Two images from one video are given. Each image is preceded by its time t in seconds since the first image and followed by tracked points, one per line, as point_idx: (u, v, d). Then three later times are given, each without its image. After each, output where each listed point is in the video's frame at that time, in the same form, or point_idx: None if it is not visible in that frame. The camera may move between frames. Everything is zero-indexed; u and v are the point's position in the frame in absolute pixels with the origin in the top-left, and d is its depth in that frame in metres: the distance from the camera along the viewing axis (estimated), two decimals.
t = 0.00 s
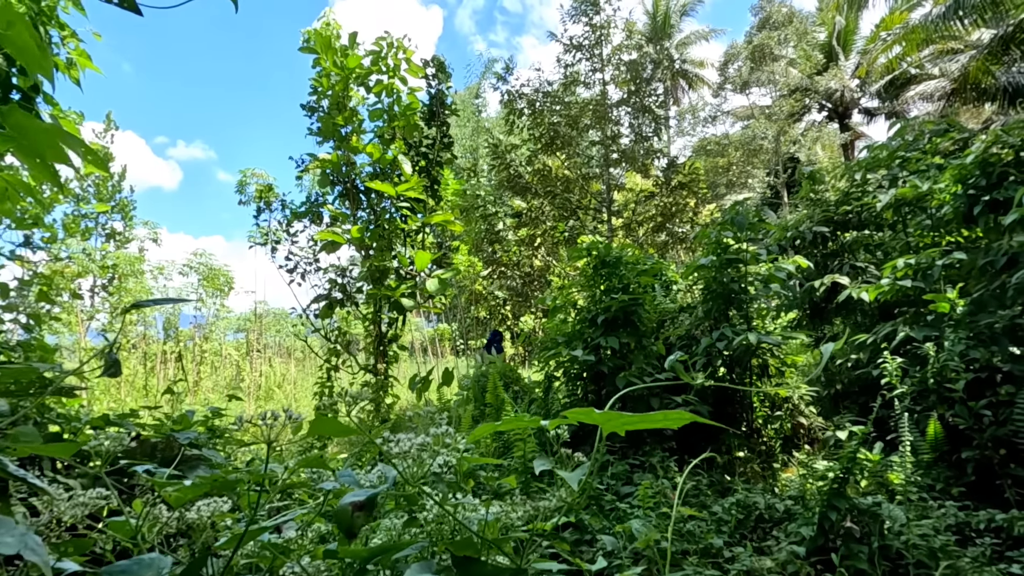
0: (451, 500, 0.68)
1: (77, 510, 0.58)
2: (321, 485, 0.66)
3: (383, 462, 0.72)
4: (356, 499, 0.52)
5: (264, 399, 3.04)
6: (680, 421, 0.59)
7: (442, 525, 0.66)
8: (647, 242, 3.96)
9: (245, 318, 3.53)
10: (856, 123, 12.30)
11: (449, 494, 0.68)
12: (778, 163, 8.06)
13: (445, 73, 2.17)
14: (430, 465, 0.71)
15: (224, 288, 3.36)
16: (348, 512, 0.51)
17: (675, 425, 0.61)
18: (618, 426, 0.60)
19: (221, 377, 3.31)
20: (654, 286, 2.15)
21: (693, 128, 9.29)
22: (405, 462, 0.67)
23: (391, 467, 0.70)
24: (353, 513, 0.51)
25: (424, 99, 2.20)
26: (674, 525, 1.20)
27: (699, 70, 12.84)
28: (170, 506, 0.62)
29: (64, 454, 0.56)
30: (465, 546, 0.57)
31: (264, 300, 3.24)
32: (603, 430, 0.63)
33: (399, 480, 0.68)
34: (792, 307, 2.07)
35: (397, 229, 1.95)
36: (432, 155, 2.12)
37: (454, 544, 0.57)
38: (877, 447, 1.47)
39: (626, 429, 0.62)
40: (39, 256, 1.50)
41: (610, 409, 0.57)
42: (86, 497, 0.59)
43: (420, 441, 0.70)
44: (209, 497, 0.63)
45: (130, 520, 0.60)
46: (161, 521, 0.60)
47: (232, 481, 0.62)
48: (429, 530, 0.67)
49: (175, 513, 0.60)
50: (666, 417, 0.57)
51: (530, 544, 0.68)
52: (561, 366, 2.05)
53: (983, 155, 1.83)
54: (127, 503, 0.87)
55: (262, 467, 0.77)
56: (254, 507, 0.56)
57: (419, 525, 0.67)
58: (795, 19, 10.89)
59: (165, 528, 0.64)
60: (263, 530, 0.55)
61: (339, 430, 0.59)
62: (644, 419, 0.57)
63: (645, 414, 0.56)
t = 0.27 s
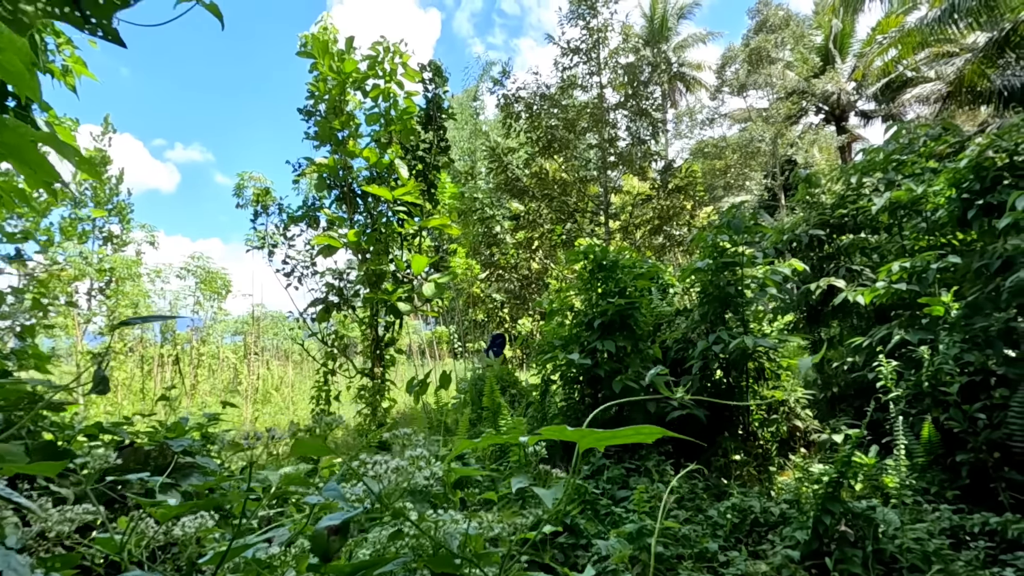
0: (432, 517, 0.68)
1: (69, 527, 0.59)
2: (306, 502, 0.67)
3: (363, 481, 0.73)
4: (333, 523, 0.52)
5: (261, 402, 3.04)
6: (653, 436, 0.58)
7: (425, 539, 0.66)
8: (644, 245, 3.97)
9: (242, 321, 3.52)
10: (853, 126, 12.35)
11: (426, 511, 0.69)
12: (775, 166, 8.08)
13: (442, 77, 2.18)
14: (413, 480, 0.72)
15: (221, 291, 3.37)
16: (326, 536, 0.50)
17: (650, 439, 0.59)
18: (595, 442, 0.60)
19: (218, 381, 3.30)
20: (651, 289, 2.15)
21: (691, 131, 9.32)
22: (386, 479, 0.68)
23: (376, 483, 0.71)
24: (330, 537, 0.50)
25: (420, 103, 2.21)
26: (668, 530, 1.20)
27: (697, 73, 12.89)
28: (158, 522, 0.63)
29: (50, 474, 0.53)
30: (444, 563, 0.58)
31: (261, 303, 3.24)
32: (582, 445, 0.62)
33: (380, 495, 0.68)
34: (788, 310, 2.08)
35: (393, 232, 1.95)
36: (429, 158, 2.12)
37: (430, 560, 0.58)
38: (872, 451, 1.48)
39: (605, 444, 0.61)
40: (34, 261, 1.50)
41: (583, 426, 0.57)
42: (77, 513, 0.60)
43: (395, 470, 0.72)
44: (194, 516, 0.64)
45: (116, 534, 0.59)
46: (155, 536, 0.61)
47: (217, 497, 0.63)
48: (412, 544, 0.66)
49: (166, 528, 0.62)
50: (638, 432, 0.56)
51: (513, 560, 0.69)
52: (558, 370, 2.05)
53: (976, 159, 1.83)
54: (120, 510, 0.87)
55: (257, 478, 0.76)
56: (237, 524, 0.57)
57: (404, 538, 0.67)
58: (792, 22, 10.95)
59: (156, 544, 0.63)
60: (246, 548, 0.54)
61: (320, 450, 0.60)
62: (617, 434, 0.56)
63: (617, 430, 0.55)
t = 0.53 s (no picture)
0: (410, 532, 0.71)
1: (60, 539, 0.59)
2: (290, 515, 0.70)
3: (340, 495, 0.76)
4: (306, 539, 0.54)
5: (259, 407, 3.04)
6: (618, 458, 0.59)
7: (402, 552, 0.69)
8: (640, 248, 3.99)
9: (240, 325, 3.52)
10: (849, 129, 12.42)
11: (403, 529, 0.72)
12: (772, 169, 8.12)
13: (438, 84, 2.19)
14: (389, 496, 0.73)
15: (218, 295, 3.36)
16: (299, 552, 0.53)
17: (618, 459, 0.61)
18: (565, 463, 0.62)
19: (215, 385, 3.31)
20: (646, 293, 2.17)
21: (687, 134, 9.36)
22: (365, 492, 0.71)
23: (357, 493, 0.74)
24: (303, 554, 0.53)
25: (417, 109, 2.22)
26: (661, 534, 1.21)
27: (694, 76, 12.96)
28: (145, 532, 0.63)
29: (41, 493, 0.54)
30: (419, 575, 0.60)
31: (259, 308, 3.23)
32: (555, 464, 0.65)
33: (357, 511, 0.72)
34: (783, 314, 2.09)
35: (389, 237, 1.96)
36: (425, 164, 2.13)
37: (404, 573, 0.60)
38: (865, 454, 1.49)
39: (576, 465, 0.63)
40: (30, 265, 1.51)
41: (547, 448, 0.60)
42: (67, 526, 0.60)
43: (373, 489, 0.73)
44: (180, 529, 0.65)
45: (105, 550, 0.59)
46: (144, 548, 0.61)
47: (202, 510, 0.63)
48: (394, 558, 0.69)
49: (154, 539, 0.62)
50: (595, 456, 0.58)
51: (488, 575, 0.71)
52: (554, 374, 2.05)
53: (968, 164, 1.85)
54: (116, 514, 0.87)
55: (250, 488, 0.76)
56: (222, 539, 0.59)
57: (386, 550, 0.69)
58: (788, 26, 11.02)
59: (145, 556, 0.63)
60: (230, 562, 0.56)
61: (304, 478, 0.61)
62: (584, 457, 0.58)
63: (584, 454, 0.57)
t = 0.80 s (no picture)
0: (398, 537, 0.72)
1: (55, 543, 0.59)
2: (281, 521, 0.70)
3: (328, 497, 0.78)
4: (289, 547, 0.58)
5: (257, 410, 3.05)
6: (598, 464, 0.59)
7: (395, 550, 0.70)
8: (638, 251, 4.01)
9: (238, 328, 3.52)
10: (846, 131, 12.48)
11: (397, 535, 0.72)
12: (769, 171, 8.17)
13: (435, 88, 2.20)
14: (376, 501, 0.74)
15: (216, 298, 3.36)
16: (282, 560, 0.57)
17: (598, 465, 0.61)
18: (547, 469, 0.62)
19: (213, 388, 3.30)
20: (643, 296, 2.17)
21: (685, 137, 9.39)
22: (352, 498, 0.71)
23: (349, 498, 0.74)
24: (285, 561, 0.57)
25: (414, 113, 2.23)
26: (657, 537, 1.21)
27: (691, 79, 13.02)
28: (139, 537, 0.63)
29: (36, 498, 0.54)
30: None
31: (256, 310, 3.23)
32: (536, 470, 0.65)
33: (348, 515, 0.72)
34: (779, 317, 2.10)
35: (387, 240, 1.97)
36: (423, 168, 2.14)
37: None
38: (860, 457, 1.50)
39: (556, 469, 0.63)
40: (27, 267, 1.51)
41: (528, 455, 0.61)
42: (63, 530, 0.60)
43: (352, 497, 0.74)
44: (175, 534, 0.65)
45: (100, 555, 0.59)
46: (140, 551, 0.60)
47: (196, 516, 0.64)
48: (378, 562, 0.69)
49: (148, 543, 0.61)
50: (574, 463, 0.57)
51: None
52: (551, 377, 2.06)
53: (960, 168, 1.87)
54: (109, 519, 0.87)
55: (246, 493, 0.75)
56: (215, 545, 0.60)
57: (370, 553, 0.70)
58: (785, 29, 11.09)
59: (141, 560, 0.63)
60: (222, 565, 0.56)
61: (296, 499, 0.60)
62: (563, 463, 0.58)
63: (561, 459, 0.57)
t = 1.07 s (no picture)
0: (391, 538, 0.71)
1: (53, 546, 0.59)
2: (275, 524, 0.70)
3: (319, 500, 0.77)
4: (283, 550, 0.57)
5: (255, 412, 3.05)
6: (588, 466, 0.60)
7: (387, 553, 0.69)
8: (637, 252, 4.01)
9: (237, 330, 3.52)
10: (844, 133, 12.52)
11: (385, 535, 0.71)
12: (768, 173, 8.19)
13: (433, 90, 2.20)
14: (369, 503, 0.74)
15: (215, 301, 3.35)
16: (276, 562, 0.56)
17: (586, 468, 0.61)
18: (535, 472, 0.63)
19: (212, 391, 3.30)
20: (641, 298, 2.18)
21: (684, 139, 9.40)
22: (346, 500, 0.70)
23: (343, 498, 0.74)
24: (280, 563, 0.57)
25: (412, 115, 2.23)
26: (655, 539, 1.22)
27: (689, 81, 13.05)
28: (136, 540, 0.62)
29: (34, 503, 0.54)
30: None
31: (255, 312, 3.22)
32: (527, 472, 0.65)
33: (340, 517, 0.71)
34: (777, 318, 2.11)
35: (385, 243, 1.97)
36: (421, 170, 2.14)
37: None
38: (858, 458, 1.50)
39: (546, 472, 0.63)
40: (26, 271, 1.51)
41: (520, 458, 0.61)
42: (62, 533, 0.60)
43: (346, 500, 0.73)
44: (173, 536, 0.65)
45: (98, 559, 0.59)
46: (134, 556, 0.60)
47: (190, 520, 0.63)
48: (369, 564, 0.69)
49: (145, 546, 0.61)
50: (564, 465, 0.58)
51: None
52: (549, 379, 2.06)
53: (957, 170, 1.87)
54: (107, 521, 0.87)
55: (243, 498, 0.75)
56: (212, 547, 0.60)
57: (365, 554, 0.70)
58: (783, 31, 11.13)
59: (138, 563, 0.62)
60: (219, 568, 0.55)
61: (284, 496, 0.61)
62: (550, 465, 0.59)
63: (548, 462, 0.58)
